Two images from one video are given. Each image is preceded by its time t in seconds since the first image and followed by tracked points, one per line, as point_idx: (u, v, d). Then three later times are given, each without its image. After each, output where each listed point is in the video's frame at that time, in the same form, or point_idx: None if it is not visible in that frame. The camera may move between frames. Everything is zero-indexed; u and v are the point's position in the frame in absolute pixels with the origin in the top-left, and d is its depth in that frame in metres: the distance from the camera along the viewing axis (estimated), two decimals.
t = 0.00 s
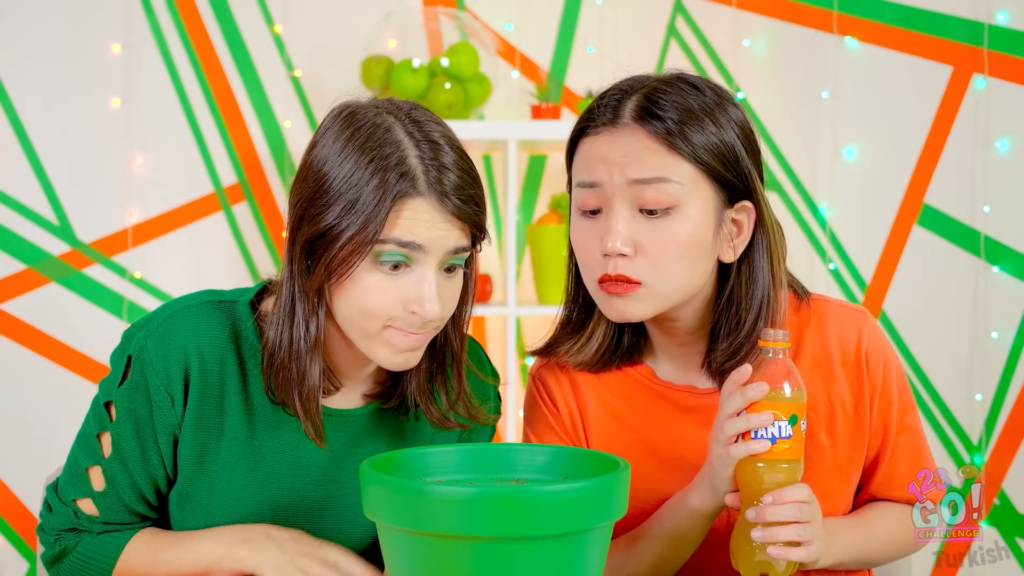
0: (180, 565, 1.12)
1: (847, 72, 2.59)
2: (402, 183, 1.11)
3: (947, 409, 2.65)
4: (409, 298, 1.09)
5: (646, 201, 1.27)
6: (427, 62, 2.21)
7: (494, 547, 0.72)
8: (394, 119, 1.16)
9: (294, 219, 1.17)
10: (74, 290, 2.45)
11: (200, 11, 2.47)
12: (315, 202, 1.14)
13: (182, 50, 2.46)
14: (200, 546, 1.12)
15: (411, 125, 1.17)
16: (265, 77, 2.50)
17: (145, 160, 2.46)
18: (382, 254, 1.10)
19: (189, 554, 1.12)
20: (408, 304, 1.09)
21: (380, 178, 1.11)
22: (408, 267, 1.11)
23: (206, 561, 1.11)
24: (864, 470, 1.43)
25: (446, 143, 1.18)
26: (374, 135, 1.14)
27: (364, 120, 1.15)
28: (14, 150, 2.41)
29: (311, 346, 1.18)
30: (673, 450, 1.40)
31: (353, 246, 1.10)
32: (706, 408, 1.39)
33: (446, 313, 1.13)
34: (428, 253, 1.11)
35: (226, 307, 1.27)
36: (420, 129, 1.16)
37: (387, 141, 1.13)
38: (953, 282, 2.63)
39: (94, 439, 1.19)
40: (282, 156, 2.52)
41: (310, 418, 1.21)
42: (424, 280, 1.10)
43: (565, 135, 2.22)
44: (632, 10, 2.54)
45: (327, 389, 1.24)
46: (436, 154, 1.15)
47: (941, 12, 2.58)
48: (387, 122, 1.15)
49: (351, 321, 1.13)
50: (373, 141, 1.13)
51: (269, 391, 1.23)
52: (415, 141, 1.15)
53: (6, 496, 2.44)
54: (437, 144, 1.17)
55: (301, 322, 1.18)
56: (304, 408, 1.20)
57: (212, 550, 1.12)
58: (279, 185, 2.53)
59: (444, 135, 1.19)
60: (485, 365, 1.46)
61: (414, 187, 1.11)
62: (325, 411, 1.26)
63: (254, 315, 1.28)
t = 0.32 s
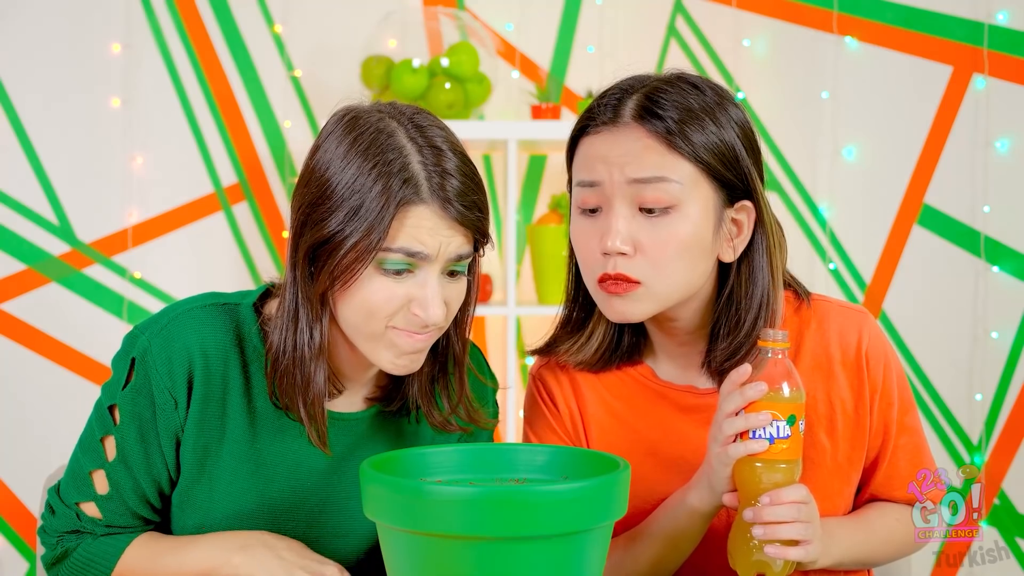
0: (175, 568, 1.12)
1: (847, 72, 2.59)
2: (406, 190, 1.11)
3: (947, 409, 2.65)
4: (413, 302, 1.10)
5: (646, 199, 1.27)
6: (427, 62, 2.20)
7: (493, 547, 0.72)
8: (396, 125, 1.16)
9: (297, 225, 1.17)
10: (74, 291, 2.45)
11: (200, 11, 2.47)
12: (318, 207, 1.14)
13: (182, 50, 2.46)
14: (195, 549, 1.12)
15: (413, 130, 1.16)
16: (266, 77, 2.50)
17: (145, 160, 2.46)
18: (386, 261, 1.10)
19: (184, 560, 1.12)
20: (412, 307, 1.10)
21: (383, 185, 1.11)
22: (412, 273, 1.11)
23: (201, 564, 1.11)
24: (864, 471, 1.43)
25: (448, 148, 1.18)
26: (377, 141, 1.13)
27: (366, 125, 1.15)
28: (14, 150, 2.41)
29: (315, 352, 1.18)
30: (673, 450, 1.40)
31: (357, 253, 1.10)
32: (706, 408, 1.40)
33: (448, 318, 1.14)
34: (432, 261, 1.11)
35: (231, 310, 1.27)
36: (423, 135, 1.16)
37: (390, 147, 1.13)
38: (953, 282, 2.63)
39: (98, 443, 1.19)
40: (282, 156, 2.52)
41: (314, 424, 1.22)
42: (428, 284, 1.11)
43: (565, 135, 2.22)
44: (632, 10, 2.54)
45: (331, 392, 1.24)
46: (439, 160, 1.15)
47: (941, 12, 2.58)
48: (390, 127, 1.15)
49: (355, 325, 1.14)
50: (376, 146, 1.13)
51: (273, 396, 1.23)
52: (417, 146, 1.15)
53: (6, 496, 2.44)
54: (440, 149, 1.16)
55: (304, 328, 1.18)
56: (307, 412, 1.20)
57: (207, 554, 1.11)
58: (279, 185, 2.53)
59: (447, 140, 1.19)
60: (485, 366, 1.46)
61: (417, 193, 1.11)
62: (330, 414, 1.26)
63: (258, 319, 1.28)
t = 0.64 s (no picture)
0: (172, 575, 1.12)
1: (847, 71, 2.59)
2: (410, 191, 1.11)
3: (947, 409, 2.65)
4: (417, 304, 1.10)
5: (634, 201, 1.27)
6: (428, 62, 2.20)
7: (494, 547, 0.72)
8: (401, 126, 1.16)
9: (300, 226, 1.17)
10: (74, 290, 2.45)
11: (200, 11, 2.47)
12: (322, 209, 1.14)
13: (182, 50, 2.46)
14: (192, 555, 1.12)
15: (417, 132, 1.16)
16: (266, 77, 2.50)
17: (145, 160, 2.46)
18: (390, 262, 1.10)
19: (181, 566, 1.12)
20: (416, 310, 1.10)
21: (388, 186, 1.11)
22: (416, 272, 1.11)
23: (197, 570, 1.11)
24: (863, 470, 1.43)
25: (452, 149, 1.17)
26: (381, 142, 1.13)
27: (371, 126, 1.15)
28: (14, 150, 2.41)
29: (321, 353, 1.18)
30: (669, 450, 1.40)
31: (362, 254, 1.10)
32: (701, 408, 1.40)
33: (450, 318, 1.13)
34: (437, 260, 1.11)
35: (228, 312, 1.27)
36: (426, 136, 1.16)
37: (394, 148, 1.13)
38: (952, 282, 2.63)
39: (93, 445, 1.19)
40: (282, 156, 2.53)
41: (318, 425, 1.22)
42: (433, 282, 1.11)
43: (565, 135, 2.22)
44: (632, 10, 2.54)
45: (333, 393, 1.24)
46: (443, 161, 1.15)
47: (941, 12, 2.58)
48: (394, 128, 1.15)
49: (357, 326, 1.14)
50: (380, 148, 1.13)
51: (275, 397, 1.23)
52: (421, 148, 1.15)
53: (6, 496, 2.43)
54: (444, 151, 1.17)
55: (307, 329, 1.18)
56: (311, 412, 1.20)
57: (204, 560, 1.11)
58: (279, 185, 2.54)
59: (450, 141, 1.19)
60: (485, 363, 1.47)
61: (421, 195, 1.11)
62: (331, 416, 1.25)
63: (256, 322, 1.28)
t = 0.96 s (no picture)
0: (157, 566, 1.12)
1: (847, 72, 2.59)
2: (405, 189, 1.11)
3: (947, 409, 2.65)
4: (410, 303, 1.10)
5: (638, 197, 1.28)
6: (427, 62, 2.20)
7: (494, 547, 0.72)
8: (396, 124, 1.16)
9: (295, 223, 1.17)
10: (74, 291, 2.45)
11: (200, 11, 2.47)
12: (317, 207, 1.13)
13: (182, 50, 2.46)
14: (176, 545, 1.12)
15: (413, 130, 1.17)
16: (266, 77, 2.50)
17: (145, 160, 2.46)
18: (383, 259, 1.11)
19: (163, 554, 1.12)
20: (409, 308, 1.10)
21: (382, 184, 1.11)
22: (409, 270, 1.11)
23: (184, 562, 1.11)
24: (864, 471, 1.43)
25: (447, 148, 1.18)
26: (376, 140, 1.13)
27: (366, 124, 1.15)
28: (14, 150, 2.41)
29: (314, 350, 1.18)
30: (669, 450, 1.40)
31: (355, 252, 1.10)
32: (700, 408, 1.40)
33: (444, 319, 1.13)
34: (430, 259, 1.11)
35: (233, 296, 1.27)
36: (422, 135, 1.16)
37: (389, 146, 1.13)
38: (953, 282, 2.63)
39: (87, 424, 1.17)
40: (282, 156, 2.53)
41: (311, 423, 1.22)
42: (426, 283, 1.11)
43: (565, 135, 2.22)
44: (632, 11, 2.54)
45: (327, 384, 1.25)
46: (438, 159, 1.15)
47: (941, 12, 2.58)
48: (389, 126, 1.15)
49: (351, 325, 1.14)
50: (375, 145, 1.13)
51: (274, 390, 1.23)
52: (417, 146, 1.15)
53: (6, 496, 2.43)
54: (439, 149, 1.17)
55: (301, 327, 1.18)
56: (305, 409, 1.20)
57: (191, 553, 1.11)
58: (279, 185, 2.54)
59: (447, 140, 1.19)
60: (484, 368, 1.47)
61: (416, 193, 1.11)
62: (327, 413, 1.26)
63: (261, 311, 1.27)
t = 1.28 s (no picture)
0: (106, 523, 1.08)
1: (847, 72, 2.59)
2: (401, 190, 1.11)
3: (947, 409, 2.65)
4: (404, 304, 1.10)
5: (647, 188, 1.27)
6: (428, 62, 2.21)
7: (494, 547, 0.72)
8: (394, 123, 1.16)
9: (292, 219, 1.17)
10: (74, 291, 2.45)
11: (200, 11, 2.47)
12: (314, 205, 1.14)
13: (182, 50, 2.46)
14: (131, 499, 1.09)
15: (411, 130, 1.16)
16: (265, 77, 2.50)
17: (145, 160, 2.46)
18: (378, 261, 1.10)
19: (122, 509, 1.08)
20: (402, 310, 1.10)
21: (379, 184, 1.11)
22: (404, 272, 1.11)
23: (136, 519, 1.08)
24: (865, 471, 1.43)
25: (445, 150, 1.18)
26: (374, 140, 1.13)
27: (365, 124, 1.15)
28: (14, 150, 2.41)
29: (309, 349, 1.18)
30: (671, 447, 1.40)
31: (351, 252, 1.10)
32: (703, 405, 1.40)
33: (437, 321, 1.13)
34: (425, 261, 1.11)
35: (242, 280, 1.28)
36: (420, 136, 1.16)
37: (387, 147, 1.13)
38: (953, 282, 2.63)
39: (74, 375, 1.15)
40: (282, 156, 2.53)
41: (308, 419, 1.21)
42: (420, 285, 1.10)
43: (565, 135, 2.22)
44: (632, 11, 2.54)
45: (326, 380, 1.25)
46: (435, 161, 1.15)
47: (941, 12, 2.58)
48: (388, 126, 1.15)
49: (347, 326, 1.14)
50: (373, 145, 1.13)
51: (270, 381, 1.23)
52: (414, 147, 1.15)
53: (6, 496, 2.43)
54: (437, 151, 1.17)
55: (297, 324, 1.18)
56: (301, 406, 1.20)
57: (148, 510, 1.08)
58: (279, 185, 2.54)
59: (445, 141, 1.19)
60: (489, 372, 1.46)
61: (412, 195, 1.11)
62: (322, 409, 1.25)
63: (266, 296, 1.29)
